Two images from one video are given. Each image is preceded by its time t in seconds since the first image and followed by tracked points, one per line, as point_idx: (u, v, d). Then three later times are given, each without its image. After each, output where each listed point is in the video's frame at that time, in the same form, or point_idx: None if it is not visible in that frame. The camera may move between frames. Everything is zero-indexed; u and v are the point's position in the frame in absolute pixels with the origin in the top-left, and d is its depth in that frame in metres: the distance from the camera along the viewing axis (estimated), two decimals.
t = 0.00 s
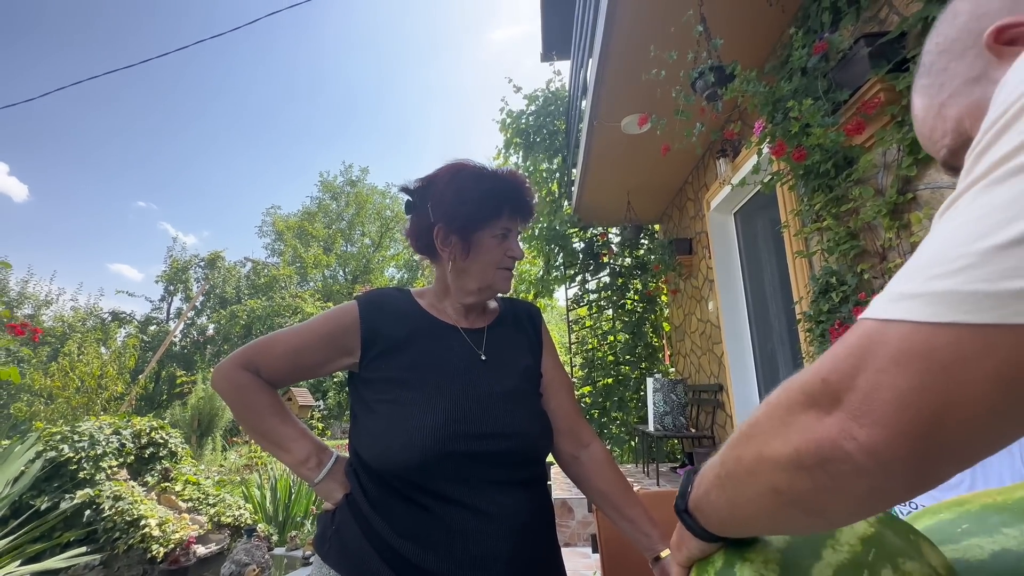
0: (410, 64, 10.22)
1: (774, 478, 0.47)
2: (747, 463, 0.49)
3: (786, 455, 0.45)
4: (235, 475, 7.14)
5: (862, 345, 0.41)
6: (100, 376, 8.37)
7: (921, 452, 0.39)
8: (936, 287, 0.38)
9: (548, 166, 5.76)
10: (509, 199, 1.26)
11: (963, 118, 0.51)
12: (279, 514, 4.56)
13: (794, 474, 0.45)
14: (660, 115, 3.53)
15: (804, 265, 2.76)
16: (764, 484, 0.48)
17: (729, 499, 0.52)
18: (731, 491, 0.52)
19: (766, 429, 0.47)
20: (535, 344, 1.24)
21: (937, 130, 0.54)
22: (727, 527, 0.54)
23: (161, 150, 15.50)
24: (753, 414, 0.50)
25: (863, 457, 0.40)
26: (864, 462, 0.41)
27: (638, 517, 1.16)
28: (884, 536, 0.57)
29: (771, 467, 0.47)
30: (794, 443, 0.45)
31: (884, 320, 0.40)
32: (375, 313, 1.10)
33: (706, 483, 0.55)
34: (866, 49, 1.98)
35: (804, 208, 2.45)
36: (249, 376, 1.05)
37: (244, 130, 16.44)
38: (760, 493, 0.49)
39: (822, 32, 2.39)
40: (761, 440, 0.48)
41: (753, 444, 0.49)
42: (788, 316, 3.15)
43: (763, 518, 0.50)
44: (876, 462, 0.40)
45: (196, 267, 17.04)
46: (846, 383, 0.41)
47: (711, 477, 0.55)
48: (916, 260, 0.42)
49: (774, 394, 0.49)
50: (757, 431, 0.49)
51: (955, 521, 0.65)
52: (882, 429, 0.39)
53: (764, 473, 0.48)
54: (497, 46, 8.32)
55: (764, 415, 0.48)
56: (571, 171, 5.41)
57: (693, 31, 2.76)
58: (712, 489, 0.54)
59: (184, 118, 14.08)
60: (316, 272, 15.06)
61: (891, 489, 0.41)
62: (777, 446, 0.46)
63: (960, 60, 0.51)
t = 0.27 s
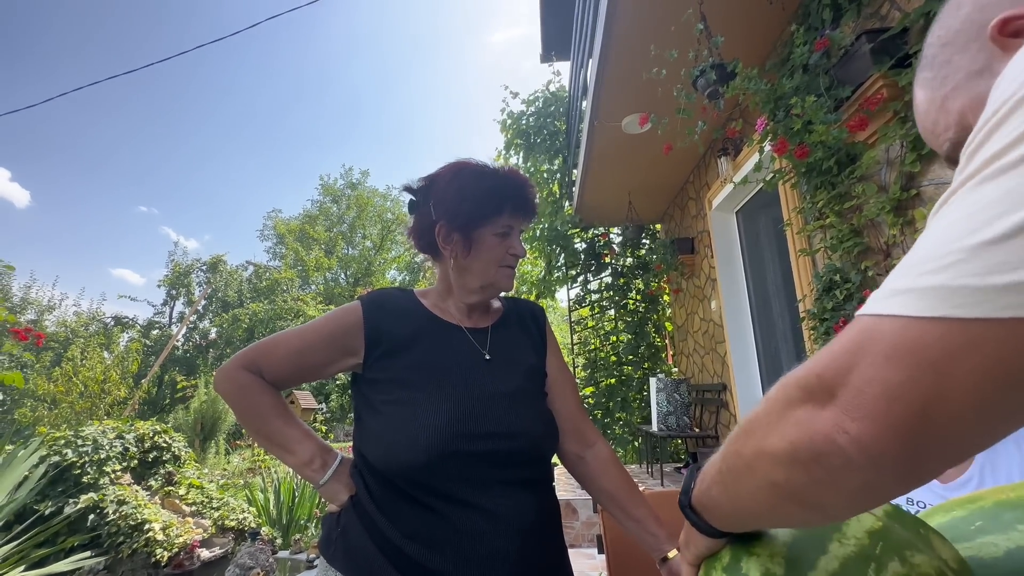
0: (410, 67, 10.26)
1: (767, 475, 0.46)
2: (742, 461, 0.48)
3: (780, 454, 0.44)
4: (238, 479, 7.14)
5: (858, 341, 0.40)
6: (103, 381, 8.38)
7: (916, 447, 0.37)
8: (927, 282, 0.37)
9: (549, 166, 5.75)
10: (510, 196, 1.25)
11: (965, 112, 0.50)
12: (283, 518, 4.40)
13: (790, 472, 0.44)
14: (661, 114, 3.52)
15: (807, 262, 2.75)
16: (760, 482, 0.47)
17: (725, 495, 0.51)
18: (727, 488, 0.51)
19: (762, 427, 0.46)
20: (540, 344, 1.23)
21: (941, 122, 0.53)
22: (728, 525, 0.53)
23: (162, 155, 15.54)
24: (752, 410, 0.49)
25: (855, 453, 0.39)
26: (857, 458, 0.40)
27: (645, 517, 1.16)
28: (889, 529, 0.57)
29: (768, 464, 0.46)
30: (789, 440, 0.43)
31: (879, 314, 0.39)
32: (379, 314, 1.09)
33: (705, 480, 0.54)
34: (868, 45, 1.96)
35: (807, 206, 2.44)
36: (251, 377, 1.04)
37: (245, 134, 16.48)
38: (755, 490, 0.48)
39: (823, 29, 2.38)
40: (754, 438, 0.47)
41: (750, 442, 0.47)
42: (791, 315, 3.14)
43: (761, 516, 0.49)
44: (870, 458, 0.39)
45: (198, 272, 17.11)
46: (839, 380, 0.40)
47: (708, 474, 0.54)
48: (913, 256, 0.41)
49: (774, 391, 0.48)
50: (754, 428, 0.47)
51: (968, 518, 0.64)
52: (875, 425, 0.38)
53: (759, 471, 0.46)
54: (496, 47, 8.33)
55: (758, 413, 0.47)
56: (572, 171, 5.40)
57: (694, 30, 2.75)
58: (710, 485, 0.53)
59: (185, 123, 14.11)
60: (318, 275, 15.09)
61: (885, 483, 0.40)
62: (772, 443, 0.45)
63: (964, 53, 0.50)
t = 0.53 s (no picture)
0: (409, 70, 10.29)
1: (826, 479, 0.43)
2: (795, 461, 0.46)
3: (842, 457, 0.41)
4: (242, 482, 7.15)
5: (926, 337, 0.37)
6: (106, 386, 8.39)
7: (1002, 454, 0.35)
8: (1012, 263, 0.34)
9: (549, 167, 5.76)
10: (503, 193, 1.25)
11: (973, 71, 0.50)
12: (287, 521, 4.42)
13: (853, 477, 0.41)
14: (661, 114, 3.53)
15: (809, 260, 2.75)
16: (816, 487, 0.44)
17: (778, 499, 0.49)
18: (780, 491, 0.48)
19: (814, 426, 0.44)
20: (544, 344, 1.24)
21: (944, 84, 0.54)
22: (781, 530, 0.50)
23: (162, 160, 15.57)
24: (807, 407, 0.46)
25: (931, 462, 0.37)
26: (929, 466, 0.37)
27: (652, 516, 1.17)
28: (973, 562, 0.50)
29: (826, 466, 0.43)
30: (853, 445, 0.41)
31: (945, 305, 0.37)
32: (385, 316, 1.09)
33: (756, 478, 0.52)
34: (868, 43, 1.97)
35: (808, 204, 2.44)
36: (257, 380, 1.04)
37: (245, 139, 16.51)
38: (812, 495, 0.45)
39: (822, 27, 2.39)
40: (808, 437, 0.44)
41: (804, 439, 0.45)
42: (794, 313, 3.14)
43: (817, 523, 0.46)
44: (944, 468, 0.36)
45: (200, 276, 17.30)
46: (908, 382, 0.37)
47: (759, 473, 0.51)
48: (976, 238, 0.38)
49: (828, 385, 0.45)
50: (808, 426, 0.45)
51: (976, 513, 0.65)
52: (954, 430, 0.36)
53: (816, 473, 0.44)
54: (495, 49, 8.35)
55: (813, 408, 0.45)
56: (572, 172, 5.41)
57: (693, 29, 2.76)
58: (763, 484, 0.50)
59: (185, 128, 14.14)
60: (319, 278, 15.12)
61: (964, 494, 0.38)
62: (830, 448, 0.42)
63: (972, 9, 0.50)
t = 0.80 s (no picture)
0: (405, 73, 10.31)
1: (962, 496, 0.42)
2: (923, 475, 0.44)
3: (983, 475, 0.39)
4: (242, 487, 7.14)
5: None
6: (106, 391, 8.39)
7: None
8: None
9: (548, 167, 5.75)
10: (468, 189, 1.25)
11: None
12: (288, 526, 4.35)
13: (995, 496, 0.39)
14: (659, 114, 3.53)
15: (809, 260, 2.74)
16: (961, 500, 0.42)
17: (905, 513, 0.47)
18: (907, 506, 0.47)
19: (942, 437, 0.42)
20: (544, 346, 1.23)
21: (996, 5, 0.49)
22: (906, 548, 0.49)
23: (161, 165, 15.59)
24: (930, 412, 0.44)
25: None
26: None
27: (654, 519, 1.16)
28: None
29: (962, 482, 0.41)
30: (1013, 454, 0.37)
31: None
32: (384, 321, 1.09)
33: (874, 486, 0.51)
34: (866, 41, 1.96)
35: (808, 202, 2.43)
36: (254, 388, 1.03)
37: (243, 142, 16.51)
38: (955, 510, 0.43)
39: (819, 25, 2.39)
40: (938, 448, 0.42)
41: (931, 451, 0.43)
42: (795, 312, 3.13)
43: (955, 542, 0.44)
44: None
45: (199, 280, 17.69)
46: None
47: (877, 481, 0.50)
48: None
49: (954, 390, 0.43)
50: (936, 436, 0.43)
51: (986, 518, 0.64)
52: None
53: (955, 488, 0.42)
54: (491, 51, 8.36)
55: (937, 418, 0.43)
56: (571, 173, 5.40)
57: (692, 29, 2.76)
58: (888, 499, 0.49)
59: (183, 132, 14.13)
60: (319, 281, 15.14)
61: None
62: (982, 456, 0.39)
63: None
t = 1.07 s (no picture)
0: (402, 74, 10.31)
1: None
2: (991, 501, 0.41)
3: None
4: (243, 490, 7.14)
5: None
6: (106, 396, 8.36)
7: None
8: None
9: (545, 167, 5.75)
10: (468, 191, 1.25)
11: None
12: (289, 528, 4.36)
13: None
14: (655, 113, 3.53)
15: (806, 258, 2.75)
16: None
17: (960, 541, 0.44)
18: (966, 534, 0.43)
19: (1014, 462, 0.38)
20: (539, 347, 1.24)
21: None
22: None
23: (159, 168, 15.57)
24: (989, 432, 0.41)
25: None
26: None
27: (652, 517, 1.17)
28: None
29: None
30: None
31: None
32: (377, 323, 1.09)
33: (920, 510, 0.47)
34: (861, 39, 1.96)
35: (805, 201, 2.43)
36: (250, 392, 1.03)
37: (241, 145, 16.49)
38: None
39: (814, 23, 2.39)
40: (1009, 475, 0.39)
41: (1000, 477, 0.40)
42: (792, 310, 3.14)
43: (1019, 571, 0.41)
44: None
45: (197, 283, 17.76)
46: None
47: (925, 504, 0.47)
48: None
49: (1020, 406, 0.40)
50: (1003, 459, 0.39)
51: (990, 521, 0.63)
52: None
53: None
54: (488, 51, 8.36)
55: (1003, 438, 0.40)
56: (568, 172, 5.40)
57: (688, 28, 2.77)
58: (938, 528, 0.45)
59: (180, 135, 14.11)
60: (318, 283, 15.14)
61: None
62: None
63: None
